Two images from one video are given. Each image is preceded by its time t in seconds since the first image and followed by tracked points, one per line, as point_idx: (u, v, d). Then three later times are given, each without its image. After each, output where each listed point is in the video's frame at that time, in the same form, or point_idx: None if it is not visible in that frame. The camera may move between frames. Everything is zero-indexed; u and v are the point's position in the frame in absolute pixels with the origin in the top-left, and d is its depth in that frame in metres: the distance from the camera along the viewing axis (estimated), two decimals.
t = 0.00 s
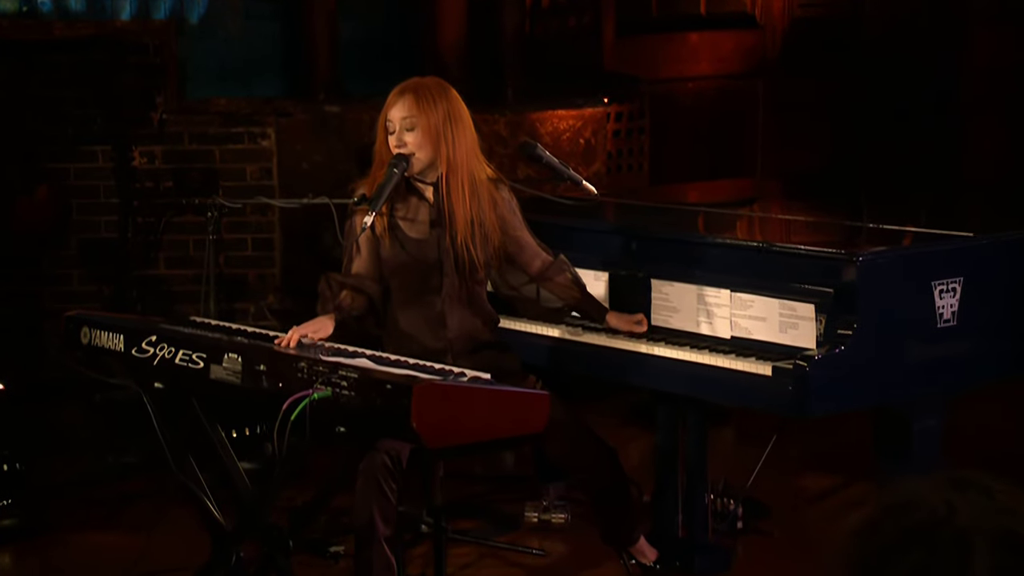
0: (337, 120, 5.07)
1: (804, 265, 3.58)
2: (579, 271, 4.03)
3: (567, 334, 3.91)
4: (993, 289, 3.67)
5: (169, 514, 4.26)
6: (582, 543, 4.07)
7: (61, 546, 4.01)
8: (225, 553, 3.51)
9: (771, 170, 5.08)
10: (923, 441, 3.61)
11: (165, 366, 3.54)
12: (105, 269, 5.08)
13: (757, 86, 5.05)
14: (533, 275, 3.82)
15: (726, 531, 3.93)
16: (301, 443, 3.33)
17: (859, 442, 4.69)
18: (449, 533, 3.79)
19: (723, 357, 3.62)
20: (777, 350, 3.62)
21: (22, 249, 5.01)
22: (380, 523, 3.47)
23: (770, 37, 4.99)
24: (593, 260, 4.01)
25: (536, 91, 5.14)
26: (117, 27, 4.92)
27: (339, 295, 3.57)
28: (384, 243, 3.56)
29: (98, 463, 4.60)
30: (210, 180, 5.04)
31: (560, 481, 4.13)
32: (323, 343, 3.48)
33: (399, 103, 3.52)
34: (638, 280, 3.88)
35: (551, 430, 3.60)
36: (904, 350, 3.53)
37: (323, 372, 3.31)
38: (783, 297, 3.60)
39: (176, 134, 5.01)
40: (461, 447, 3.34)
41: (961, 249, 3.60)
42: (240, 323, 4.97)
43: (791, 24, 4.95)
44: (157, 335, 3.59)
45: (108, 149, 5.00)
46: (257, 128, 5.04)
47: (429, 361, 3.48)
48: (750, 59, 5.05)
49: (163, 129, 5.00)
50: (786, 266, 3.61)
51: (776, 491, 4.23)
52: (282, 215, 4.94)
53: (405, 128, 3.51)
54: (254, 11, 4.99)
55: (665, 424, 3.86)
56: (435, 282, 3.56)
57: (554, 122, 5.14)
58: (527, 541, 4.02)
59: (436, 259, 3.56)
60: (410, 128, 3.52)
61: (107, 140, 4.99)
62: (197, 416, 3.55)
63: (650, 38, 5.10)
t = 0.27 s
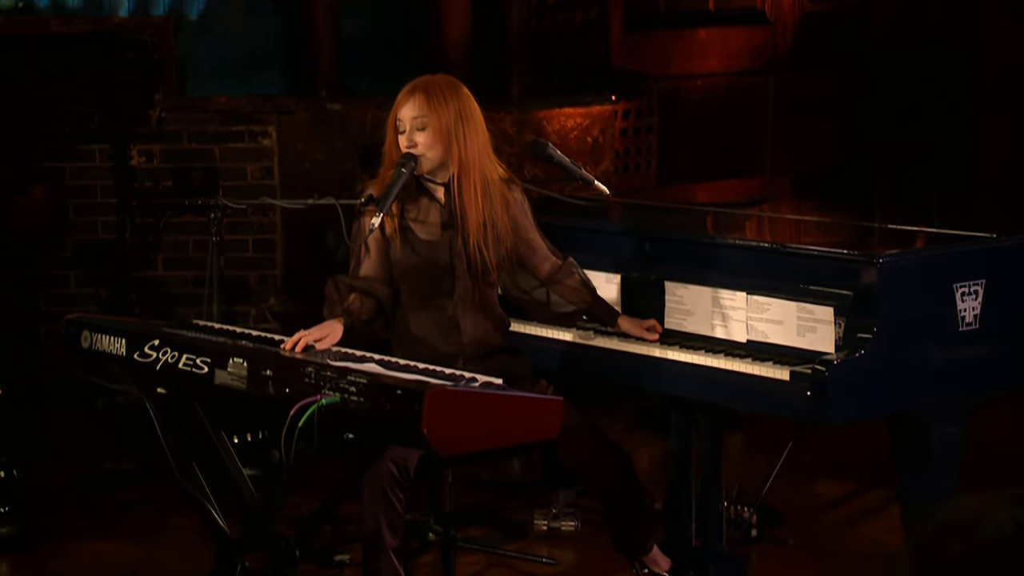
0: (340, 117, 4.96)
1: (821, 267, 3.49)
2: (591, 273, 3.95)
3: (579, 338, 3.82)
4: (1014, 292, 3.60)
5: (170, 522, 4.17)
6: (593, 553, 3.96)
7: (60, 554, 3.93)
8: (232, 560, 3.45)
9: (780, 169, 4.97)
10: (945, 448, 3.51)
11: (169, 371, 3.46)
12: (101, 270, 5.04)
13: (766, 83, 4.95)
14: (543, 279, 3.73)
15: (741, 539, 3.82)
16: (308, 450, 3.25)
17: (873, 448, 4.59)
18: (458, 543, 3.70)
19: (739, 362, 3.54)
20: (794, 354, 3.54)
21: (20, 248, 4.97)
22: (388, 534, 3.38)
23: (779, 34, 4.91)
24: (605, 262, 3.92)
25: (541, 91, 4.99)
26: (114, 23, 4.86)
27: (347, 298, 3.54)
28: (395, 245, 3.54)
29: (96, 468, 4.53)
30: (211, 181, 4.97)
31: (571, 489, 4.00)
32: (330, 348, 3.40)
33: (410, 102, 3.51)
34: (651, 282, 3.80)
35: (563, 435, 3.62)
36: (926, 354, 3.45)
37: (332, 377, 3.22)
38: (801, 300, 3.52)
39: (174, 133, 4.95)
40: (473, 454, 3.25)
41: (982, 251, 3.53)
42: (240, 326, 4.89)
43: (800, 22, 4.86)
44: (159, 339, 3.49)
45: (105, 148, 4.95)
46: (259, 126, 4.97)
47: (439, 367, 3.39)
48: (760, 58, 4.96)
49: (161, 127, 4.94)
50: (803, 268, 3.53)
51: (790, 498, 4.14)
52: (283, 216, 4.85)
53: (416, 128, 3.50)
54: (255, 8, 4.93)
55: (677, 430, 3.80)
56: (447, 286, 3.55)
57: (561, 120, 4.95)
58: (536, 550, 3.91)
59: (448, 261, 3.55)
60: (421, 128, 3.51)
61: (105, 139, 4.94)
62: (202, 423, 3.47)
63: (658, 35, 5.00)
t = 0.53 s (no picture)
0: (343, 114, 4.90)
1: (838, 268, 3.42)
2: (602, 275, 3.87)
3: (591, 342, 3.75)
4: None
5: (170, 529, 4.08)
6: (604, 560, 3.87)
7: (58, 560, 3.84)
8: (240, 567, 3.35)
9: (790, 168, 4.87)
10: (967, 454, 3.42)
11: (172, 375, 3.38)
12: (99, 272, 5.01)
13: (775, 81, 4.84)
14: (552, 280, 3.65)
15: (754, 547, 3.75)
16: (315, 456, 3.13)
17: (885, 453, 4.50)
18: (467, 550, 3.61)
19: (755, 366, 3.46)
20: (812, 358, 3.46)
21: (17, 247, 4.96)
22: (396, 543, 3.28)
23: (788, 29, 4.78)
24: (617, 263, 3.85)
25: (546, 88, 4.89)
26: (111, 19, 4.81)
27: (355, 301, 3.48)
28: (404, 247, 3.49)
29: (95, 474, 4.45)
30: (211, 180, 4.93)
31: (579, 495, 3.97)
32: (336, 353, 3.32)
33: (418, 99, 3.44)
34: (664, 284, 3.72)
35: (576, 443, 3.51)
36: (947, 358, 3.37)
37: (340, 382, 3.13)
38: (819, 302, 3.44)
39: (173, 132, 4.90)
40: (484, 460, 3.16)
41: (1005, 253, 3.45)
42: (240, 328, 4.81)
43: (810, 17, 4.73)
44: (162, 343, 3.42)
45: (103, 147, 4.92)
46: (259, 124, 4.92)
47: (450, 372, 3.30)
48: (768, 54, 4.84)
49: (159, 126, 4.90)
50: (821, 270, 3.44)
51: (803, 504, 4.06)
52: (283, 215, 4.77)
53: (425, 124, 3.43)
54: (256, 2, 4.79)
55: (690, 436, 3.71)
56: (457, 288, 3.51)
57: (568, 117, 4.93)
58: (545, 558, 3.81)
59: (458, 263, 3.50)
60: (430, 125, 3.43)
61: (102, 138, 4.91)
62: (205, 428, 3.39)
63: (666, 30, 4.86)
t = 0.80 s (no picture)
0: (344, 113, 4.84)
1: (856, 269, 3.33)
2: (614, 277, 3.79)
3: (602, 345, 3.66)
4: None
5: (171, 537, 3.98)
6: (616, 568, 3.79)
7: (58, 569, 3.75)
8: None
9: (800, 169, 4.78)
10: (987, 459, 3.36)
11: (175, 380, 3.29)
12: (96, 273, 4.91)
13: (784, 78, 4.73)
14: (563, 282, 3.55)
15: (769, 556, 3.67)
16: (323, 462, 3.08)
17: (899, 458, 4.42)
18: (477, 559, 3.53)
19: (772, 370, 3.38)
20: (830, 362, 3.38)
21: (12, 249, 4.86)
22: (407, 551, 3.19)
23: (797, 26, 4.68)
24: (628, 265, 3.76)
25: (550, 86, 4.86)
26: (108, 15, 4.72)
27: (361, 304, 3.40)
28: (412, 248, 3.41)
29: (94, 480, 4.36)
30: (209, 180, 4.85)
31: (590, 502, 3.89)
32: (344, 357, 3.23)
33: (427, 98, 3.37)
34: (677, 286, 3.64)
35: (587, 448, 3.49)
36: (968, 362, 3.29)
37: (348, 387, 3.04)
38: (836, 305, 3.36)
39: (171, 130, 4.81)
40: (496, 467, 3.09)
41: None
42: (240, 332, 4.72)
43: (819, 13, 4.64)
44: (164, 347, 3.33)
45: (99, 146, 4.82)
46: (260, 122, 4.83)
47: (460, 377, 3.22)
48: (778, 50, 4.73)
49: (158, 124, 4.80)
50: (839, 271, 3.36)
51: (818, 511, 3.98)
52: (285, 215, 4.68)
53: (434, 123, 3.35)
54: None
55: (704, 442, 3.63)
56: (467, 291, 3.43)
57: (576, 116, 4.87)
58: (554, 566, 3.72)
59: (467, 265, 3.42)
60: (439, 124, 3.36)
61: (99, 137, 4.81)
62: (208, 435, 3.31)
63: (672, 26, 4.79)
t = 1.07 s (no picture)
0: (344, 111, 4.76)
1: (875, 271, 3.25)
2: (626, 278, 3.70)
3: (613, 348, 3.59)
4: None
5: (172, 544, 3.90)
6: None
7: None
8: None
9: (809, 169, 4.64)
10: (1009, 467, 3.27)
11: (177, 385, 3.22)
12: (92, 275, 4.83)
13: (794, 74, 4.63)
14: (574, 285, 3.47)
15: (783, 564, 3.59)
16: (331, 471, 2.97)
17: (912, 464, 4.33)
18: (485, 568, 3.45)
19: (788, 375, 3.31)
20: (848, 367, 3.30)
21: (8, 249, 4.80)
22: (417, 558, 3.12)
23: (807, 21, 4.57)
24: (639, 267, 3.68)
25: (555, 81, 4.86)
26: (105, 11, 4.64)
27: (368, 307, 3.32)
28: (419, 251, 3.33)
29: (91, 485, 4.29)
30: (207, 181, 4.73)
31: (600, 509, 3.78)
32: (350, 362, 3.17)
33: (435, 97, 3.27)
34: (689, 289, 3.56)
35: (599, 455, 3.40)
36: (988, 365, 3.22)
37: (356, 392, 2.98)
38: (854, 308, 3.28)
39: (169, 128, 4.73)
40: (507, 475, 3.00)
41: None
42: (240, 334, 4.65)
43: (830, 8, 4.54)
44: (166, 351, 3.26)
45: (95, 144, 4.75)
46: (260, 121, 4.76)
47: (470, 382, 3.14)
48: (787, 46, 4.63)
49: (155, 122, 4.72)
50: (857, 274, 3.28)
51: (831, 517, 3.91)
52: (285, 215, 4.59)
53: (442, 123, 3.26)
54: None
55: (716, 447, 3.55)
56: (475, 294, 3.34)
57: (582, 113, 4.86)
58: None
59: (476, 269, 3.33)
60: (447, 124, 3.26)
61: (96, 136, 4.74)
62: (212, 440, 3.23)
63: (679, 22, 4.73)
